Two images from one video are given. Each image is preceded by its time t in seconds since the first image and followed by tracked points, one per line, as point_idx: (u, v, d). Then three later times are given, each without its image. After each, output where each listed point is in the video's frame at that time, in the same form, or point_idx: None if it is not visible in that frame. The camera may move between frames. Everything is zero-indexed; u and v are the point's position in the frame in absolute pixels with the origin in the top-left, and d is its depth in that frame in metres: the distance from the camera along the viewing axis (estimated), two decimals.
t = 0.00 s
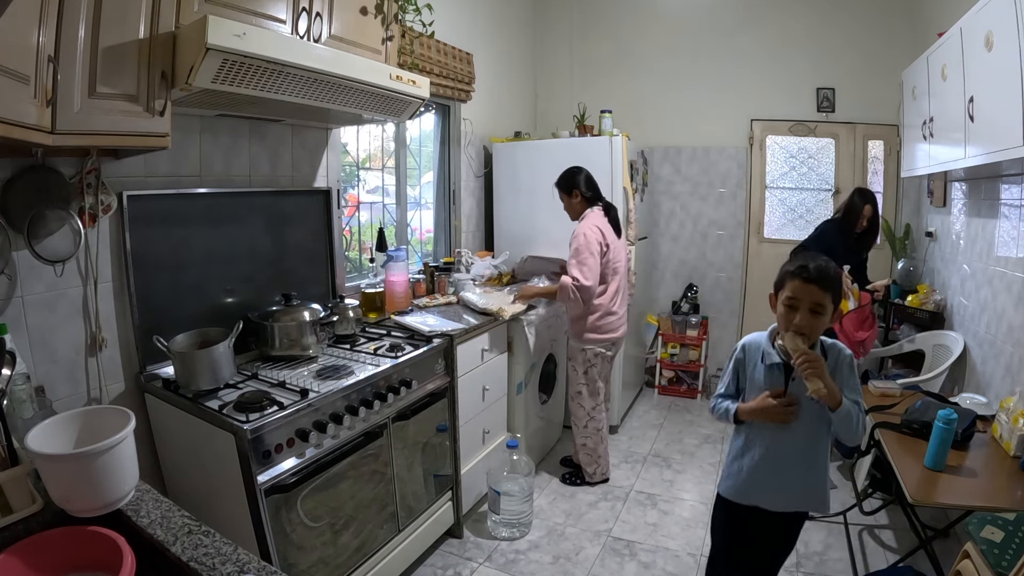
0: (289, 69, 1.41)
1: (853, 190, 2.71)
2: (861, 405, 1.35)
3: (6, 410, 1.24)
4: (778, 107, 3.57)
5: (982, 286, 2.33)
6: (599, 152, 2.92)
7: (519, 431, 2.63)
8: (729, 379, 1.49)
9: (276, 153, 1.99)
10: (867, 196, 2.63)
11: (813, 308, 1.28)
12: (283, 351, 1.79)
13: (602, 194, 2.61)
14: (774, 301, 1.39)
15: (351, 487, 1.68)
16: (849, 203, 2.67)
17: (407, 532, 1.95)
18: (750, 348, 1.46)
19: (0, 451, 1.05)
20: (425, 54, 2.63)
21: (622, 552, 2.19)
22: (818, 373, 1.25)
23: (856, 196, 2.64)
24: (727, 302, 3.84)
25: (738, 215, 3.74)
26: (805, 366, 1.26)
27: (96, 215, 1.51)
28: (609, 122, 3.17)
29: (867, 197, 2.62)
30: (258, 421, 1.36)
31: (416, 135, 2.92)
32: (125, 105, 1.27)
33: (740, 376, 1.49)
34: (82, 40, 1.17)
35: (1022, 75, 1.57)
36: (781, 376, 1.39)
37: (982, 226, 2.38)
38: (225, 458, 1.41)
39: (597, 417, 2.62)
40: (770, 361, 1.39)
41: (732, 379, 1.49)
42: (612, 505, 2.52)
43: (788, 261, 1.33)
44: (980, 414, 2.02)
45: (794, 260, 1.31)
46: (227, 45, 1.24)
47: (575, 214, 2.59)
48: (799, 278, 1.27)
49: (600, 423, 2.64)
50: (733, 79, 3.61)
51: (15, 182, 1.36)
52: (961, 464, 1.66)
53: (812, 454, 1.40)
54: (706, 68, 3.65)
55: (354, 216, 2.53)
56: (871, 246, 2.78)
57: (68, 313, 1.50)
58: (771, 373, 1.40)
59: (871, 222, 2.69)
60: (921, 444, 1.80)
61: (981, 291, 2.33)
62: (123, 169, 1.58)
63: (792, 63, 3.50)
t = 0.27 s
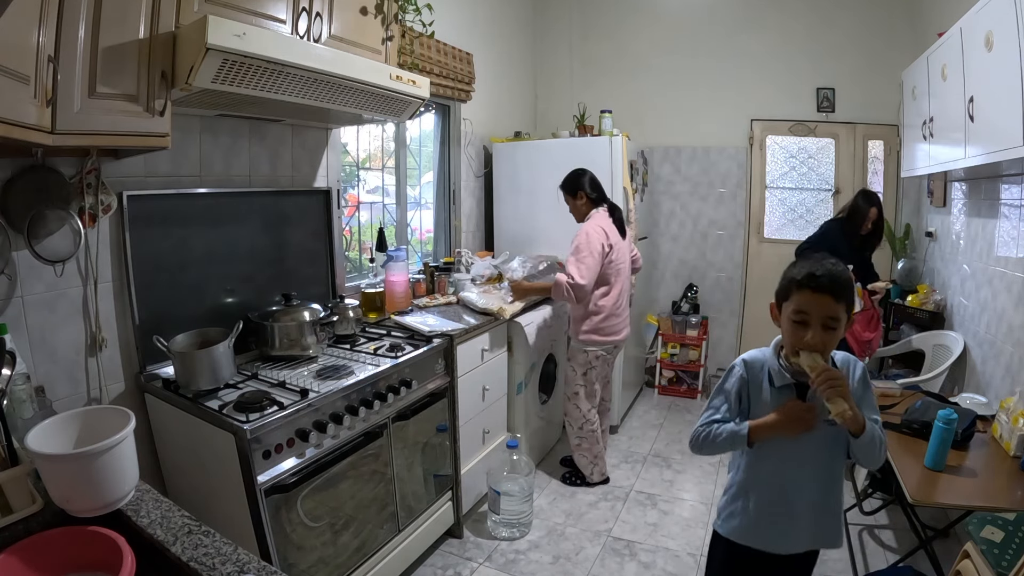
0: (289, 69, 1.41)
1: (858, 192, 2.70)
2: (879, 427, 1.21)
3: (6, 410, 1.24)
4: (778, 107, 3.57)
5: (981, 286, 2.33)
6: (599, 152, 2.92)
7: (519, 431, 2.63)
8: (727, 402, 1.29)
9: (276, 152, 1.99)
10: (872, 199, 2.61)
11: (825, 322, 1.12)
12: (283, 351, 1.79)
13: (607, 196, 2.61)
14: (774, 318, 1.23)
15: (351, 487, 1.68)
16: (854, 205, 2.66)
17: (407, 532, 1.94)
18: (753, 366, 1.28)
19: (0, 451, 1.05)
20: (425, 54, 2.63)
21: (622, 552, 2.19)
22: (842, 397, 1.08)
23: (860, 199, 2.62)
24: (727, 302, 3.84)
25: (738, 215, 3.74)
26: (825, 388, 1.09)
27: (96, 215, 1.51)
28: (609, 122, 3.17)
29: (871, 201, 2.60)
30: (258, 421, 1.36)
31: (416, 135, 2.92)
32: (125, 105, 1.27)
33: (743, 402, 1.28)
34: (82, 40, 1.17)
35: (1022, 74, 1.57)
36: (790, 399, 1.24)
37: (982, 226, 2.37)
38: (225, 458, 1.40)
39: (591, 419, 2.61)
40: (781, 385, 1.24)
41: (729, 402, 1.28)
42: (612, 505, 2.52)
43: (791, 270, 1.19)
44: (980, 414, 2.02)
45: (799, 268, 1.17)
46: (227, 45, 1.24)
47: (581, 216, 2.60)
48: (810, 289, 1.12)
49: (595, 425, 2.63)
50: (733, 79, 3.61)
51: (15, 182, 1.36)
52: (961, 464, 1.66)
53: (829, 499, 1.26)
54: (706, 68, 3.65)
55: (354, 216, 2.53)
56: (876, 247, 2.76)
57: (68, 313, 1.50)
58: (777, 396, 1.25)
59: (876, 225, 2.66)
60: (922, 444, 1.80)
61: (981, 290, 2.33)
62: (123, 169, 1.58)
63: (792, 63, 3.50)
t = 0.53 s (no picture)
0: (289, 69, 1.41)
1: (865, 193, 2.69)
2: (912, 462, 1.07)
3: (6, 410, 1.24)
4: (778, 107, 3.57)
5: (982, 286, 2.33)
6: (599, 153, 2.92)
7: (519, 431, 2.63)
8: (748, 447, 1.01)
9: (276, 152, 1.99)
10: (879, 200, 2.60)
11: (880, 362, 0.86)
12: (283, 351, 1.79)
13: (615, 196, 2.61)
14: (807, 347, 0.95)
15: (350, 487, 1.68)
16: (860, 206, 2.65)
17: (407, 532, 1.94)
18: (784, 401, 1.00)
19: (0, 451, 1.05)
20: (425, 54, 2.63)
21: (622, 552, 2.19)
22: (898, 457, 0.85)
23: (867, 200, 2.62)
24: (727, 302, 3.84)
25: (738, 215, 3.74)
26: (875, 443, 0.85)
27: (96, 215, 1.51)
28: (609, 122, 3.17)
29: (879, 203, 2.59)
30: (258, 421, 1.36)
31: (416, 135, 2.91)
32: (125, 105, 1.27)
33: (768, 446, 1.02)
34: (82, 40, 1.17)
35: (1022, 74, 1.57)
36: (828, 449, 1.00)
37: (982, 226, 2.37)
38: (225, 458, 1.40)
39: (601, 419, 2.61)
40: (821, 435, 0.99)
41: (749, 445, 1.01)
42: (612, 505, 2.52)
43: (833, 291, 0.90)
44: (980, 414, 2.02)
45: (844, 289, 0.89)
46: (227, 45, 1.24)
47: (588, 217, 2.59)
48: (865, 322, 0.85)
49: (605, 426, 2.62)
50: (733, 79, 3.61)
51: (15, 182, 1.36)
52: (962, 465, 1.66)
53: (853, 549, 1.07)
54: (706, 68, 3.65)
55: (354, 216, 2.53)
56: (883, 248, 2.74)
57: (68, 313, 1.50)
58: (811, 444, 1.00)
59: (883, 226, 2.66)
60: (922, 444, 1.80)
61: (981, 291, 2.33)
62: (123, 169, 1.58)
63: (792, 63, 3.50)
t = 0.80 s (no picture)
0: (289, 69, 1.41)
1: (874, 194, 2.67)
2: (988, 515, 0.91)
3: (6, 410, 1.24)
4: (778, 107, 3.57)
5: (982, 286, 2.33)
6: (599, 153, 2.92)
7: (519, 431, 2.63)
8: (785, 485, 0.90)
9: (276, 152, 1.99)
10: (889, 201, 2.59)
11: (965, 415, 0.74)
12: (283, 351, 1.79)
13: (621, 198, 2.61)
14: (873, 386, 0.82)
15: (350, 487, 1.68)
16: (869, 208, 2.63)
17: (407, 532, 1.95)
18: (838, 440, 0.87)
19: None
20: (425, 54, 2.63)
21: (622, 552, 2.19)
22: (983, 521, 0.76)
23: (877, 202, 2.59)
24: (727, 302, 3.84)
25: (738, 215, 3.74)
26: (955, 503, 0.76)
27: (96, 215, 1.51)
28: (609, 122, 3.17)
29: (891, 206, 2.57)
30: (258, 421, 1.36)
31: (416, 135, 2.91)
32: (125, 105, 1.27)
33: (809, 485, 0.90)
34: (82, 40, 1.17)
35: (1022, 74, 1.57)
36: (886, 502, 0.87)
37: (982, 226, 2.37)
38: (225, 458, 1.40)
39: (602, 420, 2.61)
40: (879, 484, 0.86)
41: (786, 484, 0.90)
42: (612, 505, 2.52)
43: (920, 325, 0.74)
44: (981, 414, 2.02)
45: (921, 323, 0.75)
46: (227, 45, 1.24)
47: (594, 217, 2.59)
48: (956, 372, 0.72)
49: (606, 427, 2.63)
50: (733, 79, 3.61)
51: (15, 182, 1.36)
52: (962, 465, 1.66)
53: None
54: (706, 68, 3.65)
55: (354, 216, 2.53)
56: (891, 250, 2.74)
57: (68, 313, 1.50)
58: (868, 495, 0.87)
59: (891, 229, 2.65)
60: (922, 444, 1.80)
61: (981, 291, 2.33)
62: (123, 170, 1.58)
63: (792, 63, 3.50)
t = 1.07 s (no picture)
0: (289, 69, 1.41)
1: (891, 194, 2.60)
2: None
3: (6, 410, 1.24)
4: (778, 107, 3.57)
5: (981, 286, 2.33)
6: (599, 152, 2.92)
7: (519, 431, 2.63)
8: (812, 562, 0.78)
9: (276, 152, 1.99)
10: (906, 205, 2.53)
11: None
12: (283, 351, 1.79)
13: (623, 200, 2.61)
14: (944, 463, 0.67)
15: (351, 487, 1.68)
16: (883, 210, 2.58)
17: (408, 532, 1.95)
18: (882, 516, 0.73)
19: None
20: (425, 54, 2.63)
21: (622, 552, 2.19)
22: None
23: (893, 205, 2.54)
24: (727, 302, 3.84)
25: (738, 216, 3.74)
26: None
27: (96, 215, 1.51)
28: (609, 122, 3.17)
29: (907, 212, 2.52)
30: (258, 421, 1.36)
31: (416, 135, 2.91)
32: (125, 105, 1.27)
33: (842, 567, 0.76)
34: (82, 40, 1.17)
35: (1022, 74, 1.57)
36: None
37: (982, 226, 2.37)
38: (225, 458, 1.40)
39: (602, 420, 2.61)
40: (931, 571, 0.71)
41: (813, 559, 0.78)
42: (612, 505, 2.52)
43: (1002, 412, 0.61)
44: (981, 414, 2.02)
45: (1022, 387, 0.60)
46: (227, 45, 1.24)
47: (595, 217, 2.60)
48: None
49: (606, 427, 2.63)
50: (733, 79, 3.61)
51: (15, 182, 1.36)
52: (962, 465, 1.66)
53: None
54: (706, 67, 3.65)
55: (354, 216, 2.53)
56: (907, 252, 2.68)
57: (68, 313, 1.50)
58: None
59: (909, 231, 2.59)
60: (922, 444, 1.80)
61: (981, 291, 2.33)
62: (123, 169, 1.58)
63: (792, 63, 3.50)
